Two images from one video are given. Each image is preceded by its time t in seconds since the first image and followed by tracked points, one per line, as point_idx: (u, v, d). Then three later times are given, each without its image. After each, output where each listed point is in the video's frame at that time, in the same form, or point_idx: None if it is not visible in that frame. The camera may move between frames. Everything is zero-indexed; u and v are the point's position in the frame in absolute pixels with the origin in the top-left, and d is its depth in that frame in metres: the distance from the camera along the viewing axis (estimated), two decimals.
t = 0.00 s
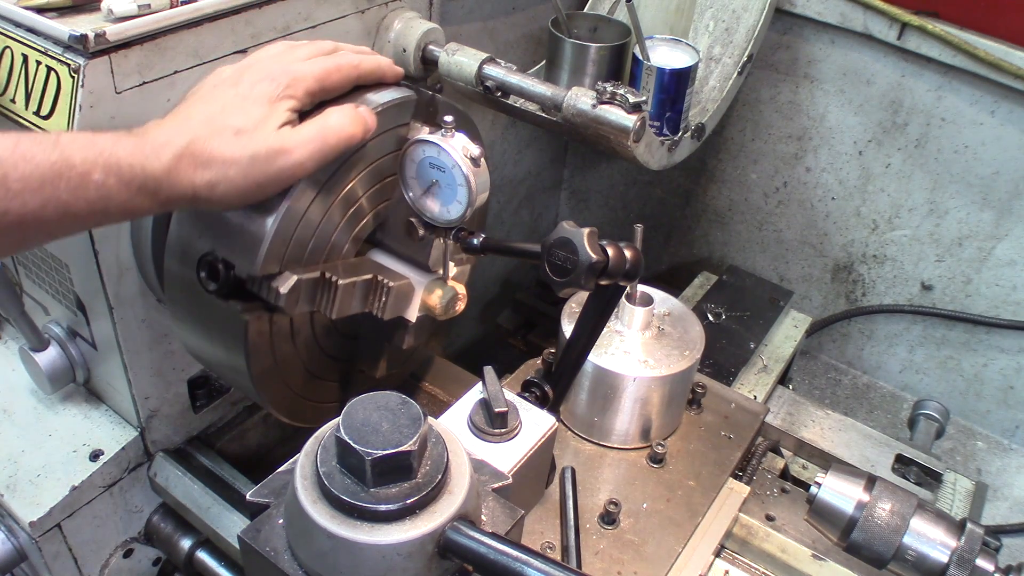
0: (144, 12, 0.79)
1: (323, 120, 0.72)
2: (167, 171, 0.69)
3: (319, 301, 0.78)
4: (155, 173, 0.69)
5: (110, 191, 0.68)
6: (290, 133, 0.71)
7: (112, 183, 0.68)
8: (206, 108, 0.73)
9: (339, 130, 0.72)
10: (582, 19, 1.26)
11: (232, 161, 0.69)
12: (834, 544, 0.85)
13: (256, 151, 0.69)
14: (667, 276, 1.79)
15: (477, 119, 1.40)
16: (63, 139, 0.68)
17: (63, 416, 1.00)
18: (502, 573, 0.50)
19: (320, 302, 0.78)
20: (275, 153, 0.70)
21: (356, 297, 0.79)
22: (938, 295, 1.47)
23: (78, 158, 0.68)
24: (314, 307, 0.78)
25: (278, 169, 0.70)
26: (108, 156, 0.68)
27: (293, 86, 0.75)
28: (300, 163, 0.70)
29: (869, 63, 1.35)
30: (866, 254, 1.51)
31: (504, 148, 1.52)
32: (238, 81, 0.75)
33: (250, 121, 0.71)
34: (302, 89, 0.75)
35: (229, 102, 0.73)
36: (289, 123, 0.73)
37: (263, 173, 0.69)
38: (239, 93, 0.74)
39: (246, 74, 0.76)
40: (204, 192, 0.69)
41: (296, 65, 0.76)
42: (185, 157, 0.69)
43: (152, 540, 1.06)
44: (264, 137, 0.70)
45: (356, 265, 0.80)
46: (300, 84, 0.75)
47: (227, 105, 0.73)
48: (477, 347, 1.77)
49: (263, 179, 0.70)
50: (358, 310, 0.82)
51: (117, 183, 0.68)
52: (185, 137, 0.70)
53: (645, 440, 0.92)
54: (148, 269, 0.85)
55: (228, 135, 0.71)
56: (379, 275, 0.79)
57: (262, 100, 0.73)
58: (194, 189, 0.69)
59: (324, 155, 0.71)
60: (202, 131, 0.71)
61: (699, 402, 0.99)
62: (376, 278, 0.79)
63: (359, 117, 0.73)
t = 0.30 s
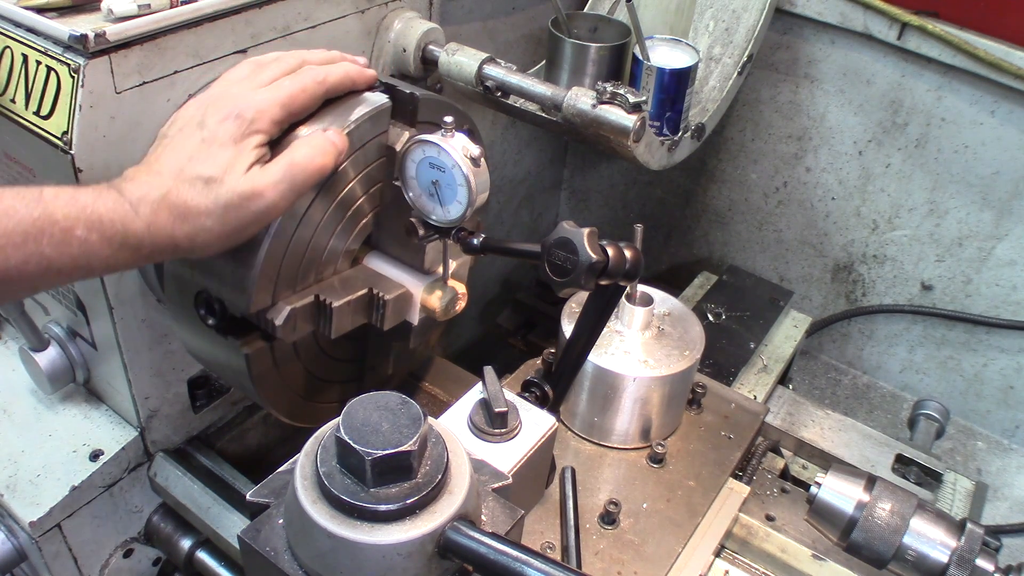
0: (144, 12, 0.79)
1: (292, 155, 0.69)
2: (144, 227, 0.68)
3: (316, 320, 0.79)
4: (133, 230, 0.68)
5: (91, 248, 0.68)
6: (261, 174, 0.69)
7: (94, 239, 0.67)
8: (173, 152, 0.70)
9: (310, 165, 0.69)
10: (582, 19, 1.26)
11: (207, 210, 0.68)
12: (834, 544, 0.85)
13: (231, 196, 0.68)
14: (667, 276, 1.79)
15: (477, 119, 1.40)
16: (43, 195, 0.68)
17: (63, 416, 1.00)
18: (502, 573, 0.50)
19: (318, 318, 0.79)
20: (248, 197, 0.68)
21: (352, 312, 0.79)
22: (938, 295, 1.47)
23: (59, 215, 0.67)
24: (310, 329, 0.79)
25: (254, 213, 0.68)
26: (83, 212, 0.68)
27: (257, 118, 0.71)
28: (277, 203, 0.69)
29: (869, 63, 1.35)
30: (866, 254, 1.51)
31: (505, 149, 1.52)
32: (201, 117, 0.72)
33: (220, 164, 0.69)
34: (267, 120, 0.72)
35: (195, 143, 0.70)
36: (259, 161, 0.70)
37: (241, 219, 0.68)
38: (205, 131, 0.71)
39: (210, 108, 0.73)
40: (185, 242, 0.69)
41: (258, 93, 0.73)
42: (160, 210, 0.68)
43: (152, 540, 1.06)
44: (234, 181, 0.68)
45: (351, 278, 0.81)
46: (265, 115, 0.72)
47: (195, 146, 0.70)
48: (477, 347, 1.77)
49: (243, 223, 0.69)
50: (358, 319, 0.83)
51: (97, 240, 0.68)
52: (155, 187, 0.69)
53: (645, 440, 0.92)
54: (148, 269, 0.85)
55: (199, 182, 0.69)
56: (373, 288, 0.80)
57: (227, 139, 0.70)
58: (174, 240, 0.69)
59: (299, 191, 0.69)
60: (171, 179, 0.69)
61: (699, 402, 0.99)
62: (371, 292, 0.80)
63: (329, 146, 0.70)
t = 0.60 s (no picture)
0: (144, 12, 0.79)
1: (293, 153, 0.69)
2: (135, 223, 0.66)
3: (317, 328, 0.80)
4: (124, 226, 0.66)
5: (79, 245, 0.66)
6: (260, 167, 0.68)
7: (79, 236, 0.66)
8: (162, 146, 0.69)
9: (311, 162, 0.69)
10: (582, 19, 1.26)
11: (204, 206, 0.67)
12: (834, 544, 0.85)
13: (228, 189, 0.67)
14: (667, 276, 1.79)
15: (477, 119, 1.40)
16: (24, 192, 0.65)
17: (63, 416, 1.00)
18: (502, 573, 0.50)
19: (319, 327, 0.80)
20: (248, 194, 0.68)
21: (351, 319, 0.80)
22: (938, 295, 1.47)
23: (41, 211, 0.65)
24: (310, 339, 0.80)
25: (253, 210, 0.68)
26: (69, 210, 0.66)
27: (252, 112, 0.71)
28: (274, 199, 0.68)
29: (869, 63, 1.35)
30: (866, 254, 1.51)
31: (504, 149, 1.52)
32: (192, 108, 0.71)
33: (216, 157, 0.69)
34: (262, 114, 0.71)
35: (186, 137, 0.69)
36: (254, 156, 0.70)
37: (239, 215, 0.68)
38: (199, 126, 0.70)
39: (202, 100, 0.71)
40: (179, 240, 0.68)
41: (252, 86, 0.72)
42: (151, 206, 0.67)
43: (152, 540, 1.06)
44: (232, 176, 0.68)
45: (349, 284, 0.82)
46: (260, 109, 0.71)
47: (190, 138, 0.70)
48: (477, 347, 1.77)
49: (240, 220, 0.68)
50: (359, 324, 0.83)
51: (84, 237, 0.66)
52: (145, 183, 0.67)
53: (645, 440, 0.92)
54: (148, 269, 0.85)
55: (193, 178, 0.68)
56: (371, 293, 0.81)
57: (222, 134, 0.69)
58: (167, 238, 0.68)
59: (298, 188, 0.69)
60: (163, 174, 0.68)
61: (699, 402, 0.99)
62: (371, 297, 0.80)
63: (329, 145, 0.71)
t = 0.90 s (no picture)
0: (144, 12, 0.79)
1: (342, 109, 0.74)
2: (183, 141, 0.70)
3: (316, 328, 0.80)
4: (171, 144, 0.70)
5: (126, 161, 0.70)
6: (308, 115, 0.73)
7: (128, 152, 0.70)
8: (224, 85, 0.75)
9: (358, 117, 0.74)
10: (582, 19, 1.26)
11: (251, 134, 0.71)
12: (834, 544, 0.85)
13: (274, 128, 0.72)
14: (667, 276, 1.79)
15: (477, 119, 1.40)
16: (78, 110, 0.70)
17: (63, 416, 1.00)
18: (502, 573, 0.50)
19: (318, 328, 0.80)
20: (294, 131, 0.72)
21: (351, 319, 0.80)
22: (938, 295, 1.47)
23: (94, 129, 0.69)
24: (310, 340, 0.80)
25: (295, 146, 0.71)
26: (123, 127, 0.70)
27: (310, 72, 0.77)
28: (314, 143, 0.72)
29: (869, 63, 1.35)
30: (866, 254, 1.51)
31: (504, 149, 1.52)
32: (255, 64, 0.78)
33: (268, 99, 0.74)
34: (319, 76, 0.78)
35: (247, 80, 0.76)
36: (306, 106, 0.75)
37: (280, 148, 0.71)
38: (256, 75, 0.76)
39: (266, 58, 0.78)
40: (220, 164, 0.71)
41: (313, 55, 0.79)
42: (201, 129, 0.71)
43: (152, 540, 1.06)
44: (281, 118, 0.72)
45: (349, 284, 0.82)
46: (318, 71, 0.78)
47: (244, 84, 0.75)
48: (477, 346, 1.77)
49: (280, 155, 0.71)
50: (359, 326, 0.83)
51: (133, 151, 0.70)
52: (201, 110, 0.72)
53: (645, 440, 0.92)
54: (148, 269, 0.85)
55: (248, 112, 0.73)
56: (371, 293, 0.80)
57: (280, 81, 0.75)
58: (209, 160, 0.71)
59: (340, 139, 0.73)
60: (218, 105, 0.73)
61: (699, 402, 0.99)
62: (370, 297, 0.80)
63: (377, 108, 0.76)
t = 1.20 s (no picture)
0: (144, 12, 0.79)
1: (333, 115, 0.74)
2: (176, 157, 0.70)
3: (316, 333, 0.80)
4: (165, 160, 0.70)
5: (120, 177, 0.70)
6: (300, 123, 0.73)
7: (122, 169, 0.70)
8: (213, 96, 0.75)
9: (349, 123, 0.74)
10: (582, 19, 1.26)
11: (243, 147, 0.71)
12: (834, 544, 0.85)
13: (267, 139, 0.71)
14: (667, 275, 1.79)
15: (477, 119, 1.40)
16: (70, 127, 0.69)
17: (63, 416, 1.00)
18: (502, 573, 0.50)
19: (319, 334, 0.80)
20: (286, 141, 0.72)
21: (351, 324, 0.80)
22: (938, 295, 1.47)
23: (88, 146, 0.69)
24: (310, 345, 0.80)
25: (288, 156, 0.71)
26: (116, 143, 0.70)
27: (299, 77, 0.77)
28: (308, 152, 0.71)
29: (869, 63, 1.35)
30: (866, 254, 1.51)
31: (504, 149, 1.52)
32: (244, 71, 0.77)
33: (258, 109, 0.74)
34: (308, 81, 0.77)
35: (236, 90, 0.75)
36: (296, 114, 0.75)
37: (274, 159, 0.71)
38: (244, 84, 0.75)
39: (254, 65, 0.78)
40: (214, 178, 0.71)
41: (302, 58, 0.79)
42: (194, 144, 0.71)
43: (152, 540, 1.06)
44: (272, 128, 0.72)
45: (348, 287, 0.82)
46: (307, 75, 0.77)
47: (235, 93, 0.75)
48: (478, 346, 1.77)
49: (274, 165, 0.71)
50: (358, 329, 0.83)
51: (127, 169, 0.70)
52: (192, 124, 0.72)
53: (645, 440, 0.92)
54: (148, 269, 0.85)
55: (239, 123, 0.73)
56: (371, 297, 0.80)
57: (269, 89, 0.75)
58: (203, 175, 0.71)
59: (333, 146, 0.73)
60: (209, 118, 0.73)
61: (699, 402, 0.99)
62: (370, 301, 0.80)
63: (368, 112, 0.76)
